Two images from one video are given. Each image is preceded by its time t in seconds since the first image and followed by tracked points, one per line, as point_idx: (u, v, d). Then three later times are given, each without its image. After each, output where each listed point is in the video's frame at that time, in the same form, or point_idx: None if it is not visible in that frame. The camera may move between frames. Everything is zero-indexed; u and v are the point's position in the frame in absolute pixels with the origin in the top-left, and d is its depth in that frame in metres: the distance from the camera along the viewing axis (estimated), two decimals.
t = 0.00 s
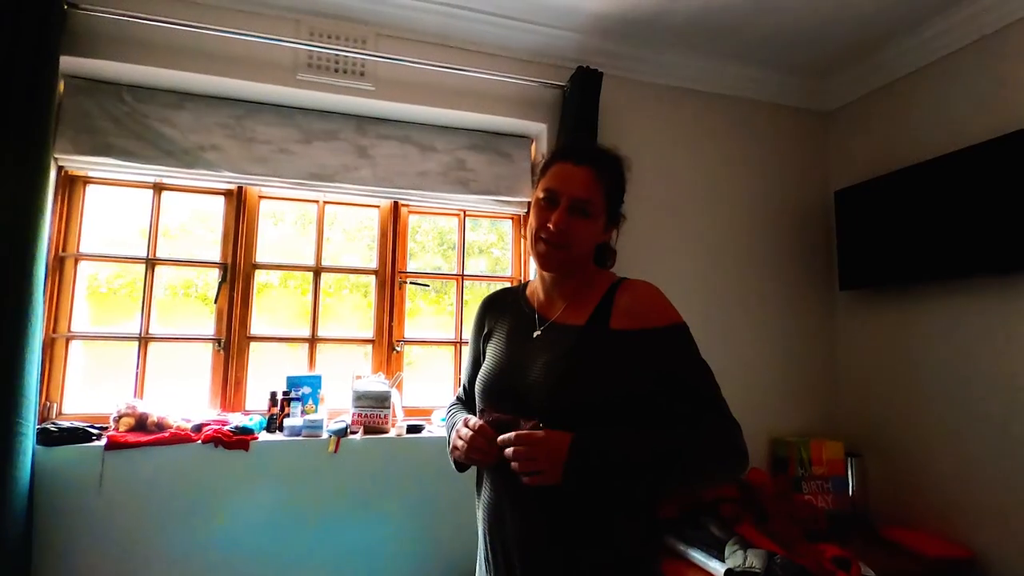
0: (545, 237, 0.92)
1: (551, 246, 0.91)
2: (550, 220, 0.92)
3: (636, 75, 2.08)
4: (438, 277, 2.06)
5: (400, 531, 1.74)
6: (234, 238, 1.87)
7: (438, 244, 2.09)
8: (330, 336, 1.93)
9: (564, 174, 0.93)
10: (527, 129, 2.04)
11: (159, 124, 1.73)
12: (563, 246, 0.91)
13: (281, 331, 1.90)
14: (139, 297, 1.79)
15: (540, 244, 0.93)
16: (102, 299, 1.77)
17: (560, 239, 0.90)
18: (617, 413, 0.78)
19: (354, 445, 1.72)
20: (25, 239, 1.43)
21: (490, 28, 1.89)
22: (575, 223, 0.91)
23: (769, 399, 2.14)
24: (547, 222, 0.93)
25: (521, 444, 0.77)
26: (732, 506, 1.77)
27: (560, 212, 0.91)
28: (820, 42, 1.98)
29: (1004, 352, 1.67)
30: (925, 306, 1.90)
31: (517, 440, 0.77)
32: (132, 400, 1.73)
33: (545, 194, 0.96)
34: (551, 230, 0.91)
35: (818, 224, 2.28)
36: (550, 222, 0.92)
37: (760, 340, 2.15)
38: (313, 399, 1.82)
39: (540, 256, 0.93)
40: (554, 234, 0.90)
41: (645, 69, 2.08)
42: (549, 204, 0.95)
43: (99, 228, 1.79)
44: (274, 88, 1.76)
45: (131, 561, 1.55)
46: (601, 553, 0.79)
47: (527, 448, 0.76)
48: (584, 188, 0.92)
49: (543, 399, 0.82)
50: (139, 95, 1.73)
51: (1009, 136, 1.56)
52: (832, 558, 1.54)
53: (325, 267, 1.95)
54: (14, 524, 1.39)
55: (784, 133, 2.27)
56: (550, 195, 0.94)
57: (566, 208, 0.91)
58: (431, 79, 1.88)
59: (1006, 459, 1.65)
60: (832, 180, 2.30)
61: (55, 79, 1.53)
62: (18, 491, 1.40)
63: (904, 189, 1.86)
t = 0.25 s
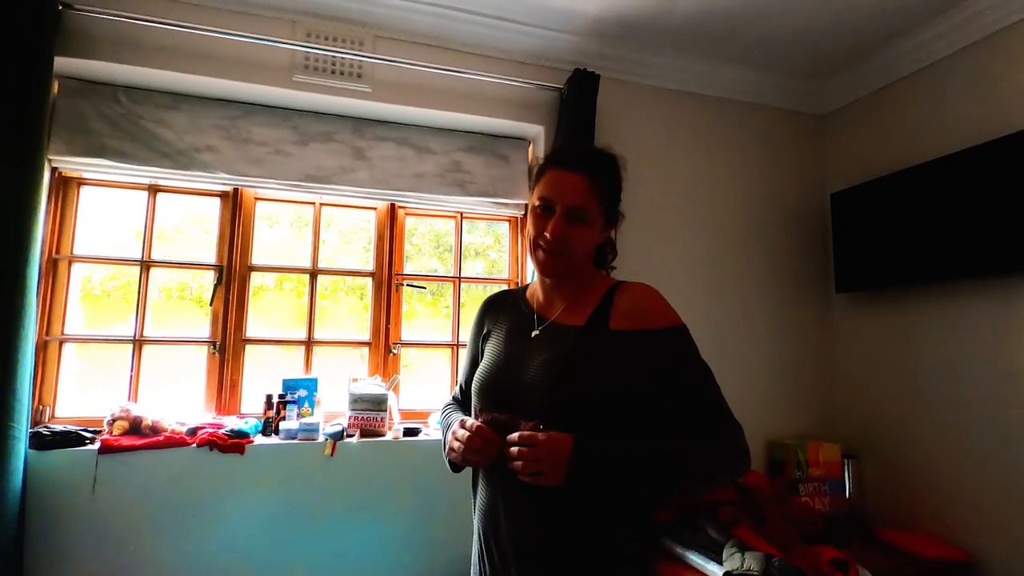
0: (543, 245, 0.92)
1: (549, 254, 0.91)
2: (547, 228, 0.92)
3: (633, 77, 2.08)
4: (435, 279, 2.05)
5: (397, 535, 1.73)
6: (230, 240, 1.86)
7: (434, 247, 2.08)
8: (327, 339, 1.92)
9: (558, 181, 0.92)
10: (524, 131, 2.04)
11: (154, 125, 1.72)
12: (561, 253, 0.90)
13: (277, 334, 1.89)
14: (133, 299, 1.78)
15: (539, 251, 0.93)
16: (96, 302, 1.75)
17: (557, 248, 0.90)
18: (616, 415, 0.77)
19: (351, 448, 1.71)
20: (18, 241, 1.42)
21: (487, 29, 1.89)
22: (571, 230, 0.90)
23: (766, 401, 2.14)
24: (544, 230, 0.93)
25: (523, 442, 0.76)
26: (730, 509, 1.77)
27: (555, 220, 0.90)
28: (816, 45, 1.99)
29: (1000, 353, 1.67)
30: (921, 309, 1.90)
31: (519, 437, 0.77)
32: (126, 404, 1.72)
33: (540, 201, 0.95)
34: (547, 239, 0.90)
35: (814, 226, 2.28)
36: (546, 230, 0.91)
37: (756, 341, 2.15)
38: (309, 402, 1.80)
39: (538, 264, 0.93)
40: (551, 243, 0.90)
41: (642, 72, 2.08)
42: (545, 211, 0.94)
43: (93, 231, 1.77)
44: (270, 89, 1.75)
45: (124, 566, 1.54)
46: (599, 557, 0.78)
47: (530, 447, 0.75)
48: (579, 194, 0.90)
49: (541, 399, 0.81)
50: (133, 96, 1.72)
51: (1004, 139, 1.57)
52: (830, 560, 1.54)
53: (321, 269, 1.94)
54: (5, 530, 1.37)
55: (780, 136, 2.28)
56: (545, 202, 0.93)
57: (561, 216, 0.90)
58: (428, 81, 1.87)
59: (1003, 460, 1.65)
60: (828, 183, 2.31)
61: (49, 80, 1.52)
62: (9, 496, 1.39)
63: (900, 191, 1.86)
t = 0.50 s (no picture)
0: (541, 255, 0.92)
1: (547, 263, 0.91)
2: (544, 238, 0.92)
3: (629, 82, 2.09)
4: (432, 282, 2.05)
5: (394, 539, 1.73)
6: (226, 243, 1.86)
7: (431, 250, 2.08)
8: (323, 342, 1.92)
9: (554, 191, 0.92)
10: (520, 135, 2.04)
11: (150, 128, 1.71)
12: (560, 262, 0.90)
13: (273, 337, 1.88)
14: (128, 303, 1.77)
15: (537, 260, 0.93)
16: (91, 306, 1.75)
17: (555, 257, 0.90)
18: (612, 419, 0.78)
19: (347, 452, 1.70)
20: (12, 245, 1.41)
21: (484, 34, 1.89)
22: (569, 240, 0.90)
23: (762, 404, 2.15)
24: (542, 239, 0.93)
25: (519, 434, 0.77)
26: (726, 512, 1.77)
27: (553, 231, 0.90)
28: (810, 51, 2.01)
29: (995, 356, 1.68)
30: (915, 312, 1.92)
31: (516, 429, 0.78)
32: (121, 408, 1.71)
33: (537, 211, 0.95)
34: (546, 249, 0.91)
35: (809, 230, 2.29)
36: (544, 240, 0.92)
37: (752, 345, 2.16)
38: (305, 406, 1.79)
39: (537, 273, 0.93)
40: (550, 253, 0.90)
41: (638, 76, 2.09)
42: (542, 221, 0.94)
43: (88, 234, 1.77)
44: (267, 93, 1.75)
45: (118, 571, 1.53)
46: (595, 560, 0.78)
47: (525, 442, 0.76)
48: (574, 204, 0.90)
49: (537, 404, 0.82)
50: (129, 100, 1.72)
51: (997, 144, 1.59)
52: (826, 563, 1.54)
53: (317, 273, 1.94)
54: None
55: (775, 140, 2.29)
56: (542, 212, 0.93)
57: (558, 226, 0.90)
58: (425, 85, 1.88)
59: (997, 463, 1.66)
60: (823, 186, 2.32)
61: (45, 84, 1.52)
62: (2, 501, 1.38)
63: (894, 196, 1.88)
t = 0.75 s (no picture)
0: (538, 256, 0.92)
1: (544, 264, 0.91)
2: (541, 239, 0.92)
3: (628, 84, 2.10)
4: (431, 284, 2.05)
5: (392, 542, 1.72)
6: (224, 245, 1.85)
7: (429, 251, 2.08)
8: (322, 344, 1.91)
9: (549, 192, 0.92)
10: (519, 137, 2.05)
11: (148, 129, 1.71)
12: (557, 263, 0.91)
13: (272, 339, 1.88)
14: (125, 304, 1.77)
15: (535, 262, 0.94)
16: (89, 307, 1.74)
17: (552, 259, 0.90)
18: (612, 422, 0.77)
19: (346, 454, 1.70)
20: (10, 246, 1.41)
21: (483, 36, 1.90)
22: (565, 240, 0.90)
23: (760, 405, 2.15)
24: (538, 241, 0.93)
25: (515, 438, 0.76)
26: (724, 513, 1.77)
27: (549, 231, 0.91)
28: (808, 54, 2.02)
29: (991, 356, 1.69)
30: (912, 313, 1.93)
31: (512, 430, 0.76)
32: (118, 410, 1.70)
33: (533, 212, 0.95)
34: (542, 250, 0.91)
35: (806, 232, 2.31)
36: (541, 241, 0.92)
37: (750, 346, 2.17)
38: (304, 408, 1.79)
39: (535, 274, 0.93)
40: (546, 254, 0.90)
41: (637, 79, 2.10)
42: (538, 222, 0.94)
43: (86, 235, 1.76)
44: (266, 95, 1.75)
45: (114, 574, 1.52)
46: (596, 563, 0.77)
47: (522, 444, 0.75)
48: (570, 204, 0.91)
49: (537, 408, 0.82)
50: (128, 101, 1.71)
51: (993, 145, 1.60)
52: (825, 563, 1.55)
53: (316, 275, 1.94)
54: None
55: (772, 143, 2.30)
56: (538, 213, 0.94)
57: (554, 227, 0.91)
58: (425, 87, 1.88)
59: (993, 464, 1.67)
60: (820, 189, 2.34)
61: (43, 83, 1.51)
62: None
63: (891, 198, 1.89)
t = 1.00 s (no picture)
0: (532, 257, 0.92)
1: (538, 266, 0.91)
2: (534, 240, 0.92)
3: (624, 88, 2.11)
4: (428, 287, 2.05)
5: (389, 545, 1.72)
6: (220, 247, 1.85)
7: (426, 254, 2.08)
8: (319, 347, 1.91)
9: (539, 193, 0.92)
10: (516, 140, 2.05)
11: (144, 132, 1.70)
12: (551, 264, 0.91)
13: (268, 342, 1.87)
14: (120, 307, 1.76)
15: (528, 264, 0.94)
16: (84, 311, 1.73)
17: (545, 260, 0.91)
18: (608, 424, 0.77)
19: (343, 457, 1.69)
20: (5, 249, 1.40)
21: (481, 40, 1.90)
22: (558, 241, 0.90)
23: (756, 407, 2.16)
24: (531, 242, 0.93)
25: (501, 443, 0.76)
26: (722, 515, 1.78)
27: (541, 233, 0.91)
28: (803, 58, 2.03)
29: (986, 359, 1.71)
30: (907, 316, 1.94)
31: (499, 435, 0.76)
32: (113, 414, 1.69)
33: (525, 214, 0.95)
34: (536, 252, 0.91)
35: (801, 235, 2.32)
36: (533, 243, 0.92)
37: (746, 349, 2.18)
38: (300, 411, 1.79)
39: (529, 276, 0.94)
40: (540, 255, 0.90)
41: (633, 83, 2.11)
42: (530, 224, 0.94)
43: (81, 238, 1.75)
44: (263, 97, 1.75)
45: None
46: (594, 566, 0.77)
47: (509, 450, 0.75)
48: (560, 204, 0.90)
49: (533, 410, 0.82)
50: (124, 103, 1.71)
51: (986, 150, 1.61)
52: (821, 565, 1.55)
53: (313, 277, 1.93)
54: None
55: (768, 146, 2.32)
56: (530, 215, 0.94)
57: (546, 228, 0.91)
58: (422, 90, 1.88)
59: (989, 466, 1.68)
60: (815, 192, 2.35)
61: (38, 86, 1.50)
62: None
63: (886, 202, 1.90)
